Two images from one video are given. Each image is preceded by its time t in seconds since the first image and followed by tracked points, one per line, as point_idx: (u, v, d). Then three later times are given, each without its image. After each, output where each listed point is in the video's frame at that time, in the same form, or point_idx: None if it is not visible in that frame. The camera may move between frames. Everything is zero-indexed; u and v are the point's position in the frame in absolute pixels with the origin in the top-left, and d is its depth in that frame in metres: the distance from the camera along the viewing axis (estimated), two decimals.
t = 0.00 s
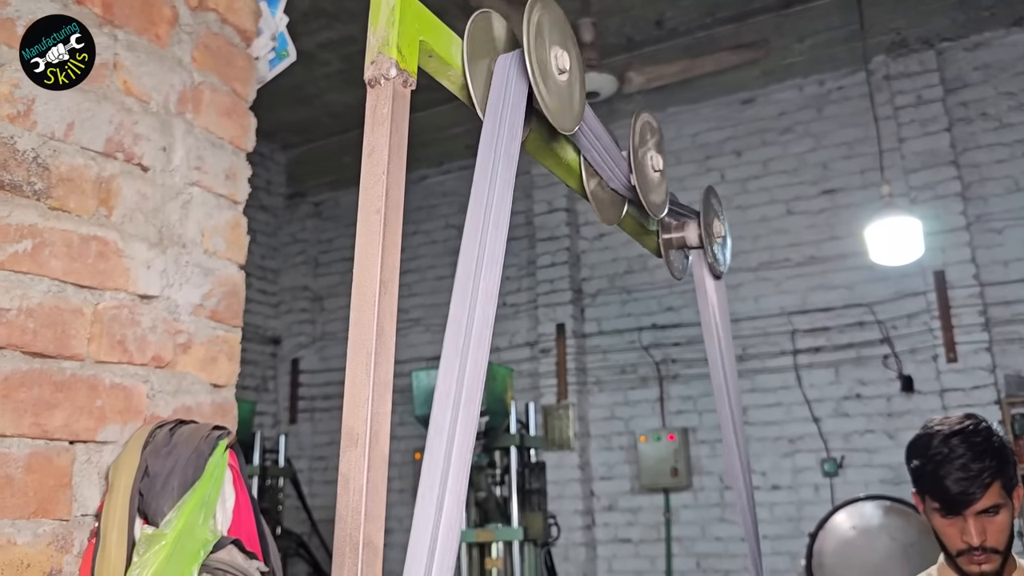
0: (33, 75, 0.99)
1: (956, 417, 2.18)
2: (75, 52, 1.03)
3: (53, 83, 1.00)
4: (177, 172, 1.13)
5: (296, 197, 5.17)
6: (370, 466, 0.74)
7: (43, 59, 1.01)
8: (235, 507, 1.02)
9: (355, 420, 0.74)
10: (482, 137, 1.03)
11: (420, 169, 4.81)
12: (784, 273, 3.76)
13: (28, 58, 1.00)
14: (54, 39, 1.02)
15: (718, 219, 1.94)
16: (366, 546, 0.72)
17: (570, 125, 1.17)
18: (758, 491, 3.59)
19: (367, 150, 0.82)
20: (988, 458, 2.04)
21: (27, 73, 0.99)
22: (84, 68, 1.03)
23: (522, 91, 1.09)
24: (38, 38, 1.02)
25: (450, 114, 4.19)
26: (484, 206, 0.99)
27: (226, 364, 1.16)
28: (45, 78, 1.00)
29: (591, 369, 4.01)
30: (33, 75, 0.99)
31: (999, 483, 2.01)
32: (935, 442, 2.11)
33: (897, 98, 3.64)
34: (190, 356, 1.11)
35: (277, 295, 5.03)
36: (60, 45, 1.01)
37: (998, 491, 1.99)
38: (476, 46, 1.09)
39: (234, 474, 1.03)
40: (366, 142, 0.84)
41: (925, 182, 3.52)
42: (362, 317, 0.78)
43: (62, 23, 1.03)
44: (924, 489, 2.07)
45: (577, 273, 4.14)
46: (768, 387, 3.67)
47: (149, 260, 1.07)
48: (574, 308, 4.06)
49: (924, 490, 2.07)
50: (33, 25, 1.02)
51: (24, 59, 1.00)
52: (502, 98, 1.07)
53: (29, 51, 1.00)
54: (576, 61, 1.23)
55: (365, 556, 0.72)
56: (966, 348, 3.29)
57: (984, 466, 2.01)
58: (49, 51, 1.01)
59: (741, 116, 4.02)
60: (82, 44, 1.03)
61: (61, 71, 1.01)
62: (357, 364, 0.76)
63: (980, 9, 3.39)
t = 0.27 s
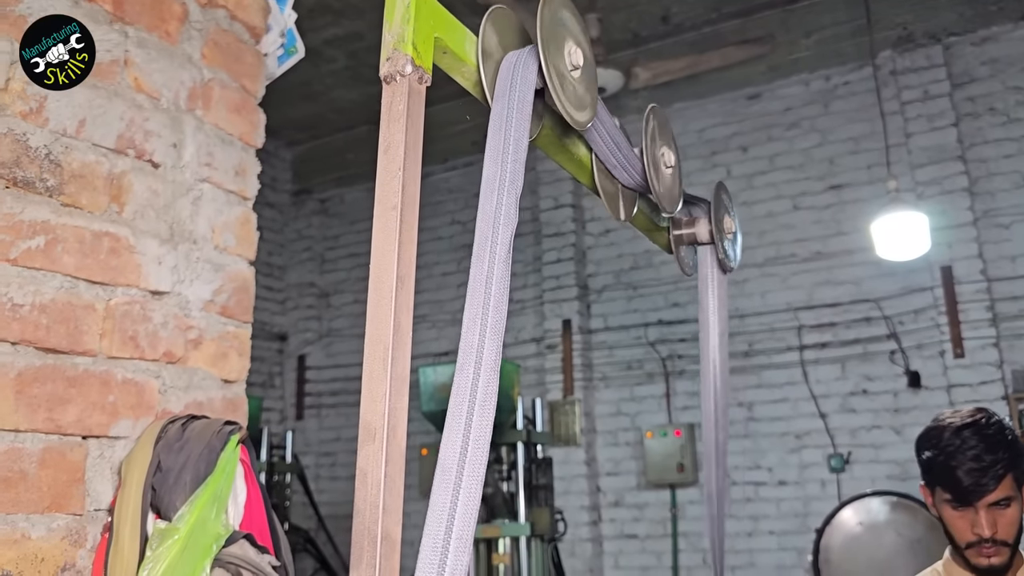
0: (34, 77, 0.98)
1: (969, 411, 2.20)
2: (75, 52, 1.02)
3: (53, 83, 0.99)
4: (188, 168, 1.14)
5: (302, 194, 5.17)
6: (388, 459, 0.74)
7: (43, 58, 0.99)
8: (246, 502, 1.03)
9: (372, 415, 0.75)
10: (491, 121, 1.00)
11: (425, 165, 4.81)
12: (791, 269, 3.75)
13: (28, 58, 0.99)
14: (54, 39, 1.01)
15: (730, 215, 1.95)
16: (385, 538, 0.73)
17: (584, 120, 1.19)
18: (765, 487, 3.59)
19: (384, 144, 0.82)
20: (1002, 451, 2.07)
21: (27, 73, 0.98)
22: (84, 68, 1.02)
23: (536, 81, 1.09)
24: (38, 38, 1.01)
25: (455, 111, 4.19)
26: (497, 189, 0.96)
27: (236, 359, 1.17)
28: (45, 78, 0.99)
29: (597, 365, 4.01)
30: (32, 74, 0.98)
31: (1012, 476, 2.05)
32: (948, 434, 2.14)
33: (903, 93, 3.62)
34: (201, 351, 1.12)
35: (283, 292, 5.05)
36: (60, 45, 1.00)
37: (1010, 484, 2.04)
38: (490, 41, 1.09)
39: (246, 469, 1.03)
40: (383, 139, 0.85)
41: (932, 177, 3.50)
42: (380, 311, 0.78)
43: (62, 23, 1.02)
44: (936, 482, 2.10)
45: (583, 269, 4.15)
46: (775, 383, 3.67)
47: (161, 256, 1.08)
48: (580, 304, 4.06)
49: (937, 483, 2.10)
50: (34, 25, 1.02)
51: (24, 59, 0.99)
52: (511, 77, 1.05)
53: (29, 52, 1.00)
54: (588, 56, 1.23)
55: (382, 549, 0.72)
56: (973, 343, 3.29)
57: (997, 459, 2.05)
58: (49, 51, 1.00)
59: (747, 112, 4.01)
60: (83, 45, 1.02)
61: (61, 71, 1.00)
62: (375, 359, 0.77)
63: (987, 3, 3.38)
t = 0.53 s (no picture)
0: (33, 77, 0.97)
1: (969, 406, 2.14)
2: (75, 52, 1.01)
3: (53, 83, 0.98)
4: (195, 158, 1.14)
5: (306, 185, 5.18)
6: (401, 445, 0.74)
7: (43, 58, 0.98)
8: (256, 491, 1.03)
9: (386, 402, 0.75)
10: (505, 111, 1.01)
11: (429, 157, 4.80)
12: (796, 260, 3.75)
13: (27, 58, 0.97)
14: (54, 39, 1.00)
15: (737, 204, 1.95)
16: (399, 524, 0.72)
17: (595, 109, 1.19)
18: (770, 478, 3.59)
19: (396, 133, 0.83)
20: (1003, 451, 2.02)
21: (26, 73, 0.97)
22: (84, 68, 1.01)
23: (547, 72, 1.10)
24: (38, 39, 0.99)
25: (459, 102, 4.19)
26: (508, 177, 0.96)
27: (245, 350, 1.17)
28: (45, 79, 0.97)
29: (602, 356, 4.02)
30: (32, 76, 0.97)
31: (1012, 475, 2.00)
32: (948, 432, 2.09)
33: (909, 84, 3.61)
34: (209, 341, 1.12)
35: (288, 284, 5.06)
36: (60, 45, 0.99)
37: (1011, 483, 1.99)
38: (500, 30, 1.10)
39: (254, 458, 1.04)
40: (394, 127, 0.85)
41: (938, 167, 3.49)
42: (393, 296, 0.78)
43: (61, 24, 1.01)
44: (936, 480, 2.05)
45: (587, 260, 4.15)
46: (779, 374, 3.67)
47: (169, 246, 1.08)
48: (585, 295, 4.06)
49: (936, 479, 2.06)
50: (34, 25, 1.00)
51: (24, 60, 0.97)
52: (523, 66, 1.05)
53: (28, 51, 0.98)
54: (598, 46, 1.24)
55: (396, 533, 0.71)
56: (978, 334, 3.28)
57: (999, 460, 2.00)
58: (49, 51, 0.98)
59: (752, 102, 4.00)
60: (83, 45, 1.02)
61: (62, 71, 0.98)
62: (387, 345, 0.77)
63: None
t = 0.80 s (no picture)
0: (33, 77, 0.96)
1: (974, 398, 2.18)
2: (75, 52, 1.00)
3: (53, 83, 0.97)
4: (203, 143, 1.14)
5: (311, 174, 5.18)
6: (414, 422, 0.74)
7: (43, 59, 0.97)
8: (266, 473, 1.04)
9: (400, 378, 0.75)
10: (516, 88, 1.00)
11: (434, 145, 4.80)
12: (801, 248, 3.74)
13: (27, 58, 0.97)
14: (54, 39, 0.99)
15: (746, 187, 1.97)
16: (412, 500, 0.72)
17: (605, 88, 1.20)
18: (775, 466, 3.59)
19: (408, 111, 0.82)
20: (1004, 448, 2.07)
21: (27, 73, 0.96)
22: (85, 68, 1.00)
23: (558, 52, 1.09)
24: (38, 38, 0.98)
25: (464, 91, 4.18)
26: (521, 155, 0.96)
27: (253, 334, 1.18)
28: (45, 79, 0.97)
29: (607, 345, 4.02)
30: (33, 76, 0.96)
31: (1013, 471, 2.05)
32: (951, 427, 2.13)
33: (916, 71, 3.59)
34: (218, 326, 1.13)
35: (293, 272, 5.07)
36: (60, 45, 0.98)
37: (1012, 478, 2.04)
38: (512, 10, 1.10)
39: (264, 441, 1.04)
40: (406, 105, 0.84)
41: (944, 155, 3.48)
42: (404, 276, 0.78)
43: (61, 23, 1.00)
44: (937, 473, 2.11)
45: (592, 248, 4.14)
46: (785, 362, 3.67)
47: (178, 230, 1.09)
48: (590, 283, 4.06)
49: (937, 473, 2.12)
50: (34, 25, 0.99)
51: (25, 59, 0.96)
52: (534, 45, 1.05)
53: (28, 52, 0.97)
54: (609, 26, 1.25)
55: (410, 509, 0.72)
56: (984, 322, 3.28)
57: (1001, 457, 2.04)
58: (49, 52, 0.97)
59: (758, 90, 3.98)
60: (83, 46, 1.00)
61: (62, 71, 0.97)
62: (399, 324, 0.77)
63: None
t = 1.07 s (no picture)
0: (33, 77, 0.96)
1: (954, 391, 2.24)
2: (75, 52, 0.99)
3: (53, 84, 0.96)
4: (213, 134, 1.14)
5: (317, 166, 5.19)
6: (428, 408, 0.73)
7: (43, 59, 0.96)
8: (277, 461, 1.05)
9: (411, 362, 0.75)
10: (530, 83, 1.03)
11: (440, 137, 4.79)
12: (808, 240, 3.74)
13: (27, 58, 0.96)
14: (54, 39, 0.98)
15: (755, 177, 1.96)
16: (427, 484, 0.72)
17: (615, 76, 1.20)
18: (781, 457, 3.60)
19: (420, 98, 0.81)
20: (986, 442, 2.13)
21: (27, 73, 0.95)
22: (85, 69, 0.99)
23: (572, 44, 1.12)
24: (38, 38, 0.97)
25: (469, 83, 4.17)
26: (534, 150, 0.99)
27: (263, 324, 1.18)
28: (45, 79, 0.96)
29: (613, 337, 4.02)
30: (33, 76, 0.96)
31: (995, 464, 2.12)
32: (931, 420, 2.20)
33: (923, 62, 3.57)
34: (229, 316, 1.13)
35: (300, 265, 5.09)
36: (60, 45, 0.97)
37: (994, 471, 2.10)
38: None
39: (275, 430, 1.05)
40: (417, 94, 0.83)
41: (951, 146, 3.46)
42: (418, 264, 0.77)
43: (61, 23, 0.99)
44: (920, 467, 2.17)
45: (598, 241, 4.14)
46: (791, 353, 3.68)
47: (189, 221, 1.09)
48: (596, 276, 4.06)
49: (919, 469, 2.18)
50: (33, 26, 0.98)
51: (25, 59, 0.96)
52: (548, 46, 1.07)
53: (28, 52, 0.96)
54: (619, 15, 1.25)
55: (425, 493, 0.72)
56: (991, 314, 3.27)
57: (984, 450, 2.11)
58: (49, 51, 0.97)
59: (765, 82, 3.97)
60: (83, 46, 0.99)
61: (62, 71, 0.97)
62: (413, 312, 0.76)
63: None
